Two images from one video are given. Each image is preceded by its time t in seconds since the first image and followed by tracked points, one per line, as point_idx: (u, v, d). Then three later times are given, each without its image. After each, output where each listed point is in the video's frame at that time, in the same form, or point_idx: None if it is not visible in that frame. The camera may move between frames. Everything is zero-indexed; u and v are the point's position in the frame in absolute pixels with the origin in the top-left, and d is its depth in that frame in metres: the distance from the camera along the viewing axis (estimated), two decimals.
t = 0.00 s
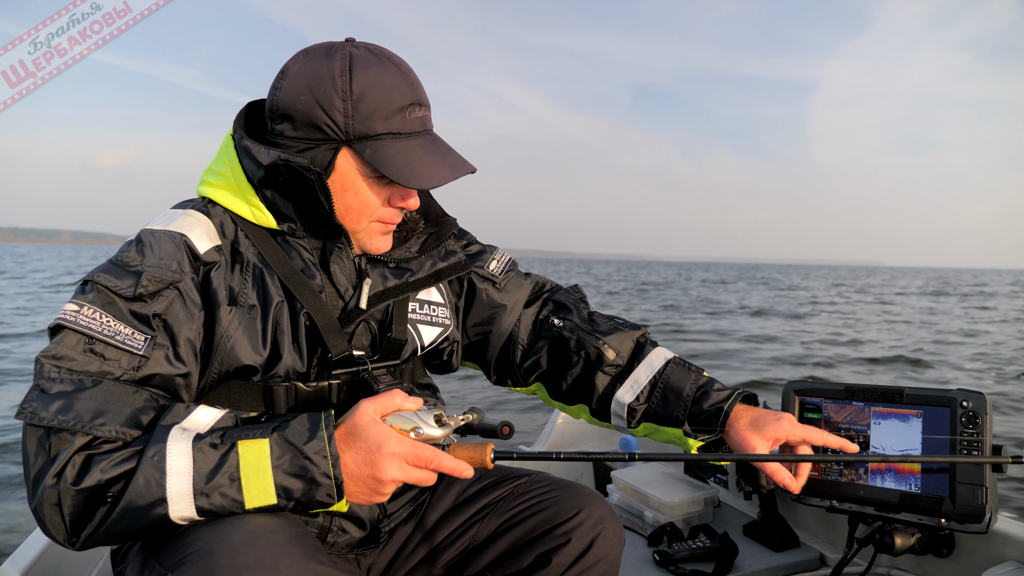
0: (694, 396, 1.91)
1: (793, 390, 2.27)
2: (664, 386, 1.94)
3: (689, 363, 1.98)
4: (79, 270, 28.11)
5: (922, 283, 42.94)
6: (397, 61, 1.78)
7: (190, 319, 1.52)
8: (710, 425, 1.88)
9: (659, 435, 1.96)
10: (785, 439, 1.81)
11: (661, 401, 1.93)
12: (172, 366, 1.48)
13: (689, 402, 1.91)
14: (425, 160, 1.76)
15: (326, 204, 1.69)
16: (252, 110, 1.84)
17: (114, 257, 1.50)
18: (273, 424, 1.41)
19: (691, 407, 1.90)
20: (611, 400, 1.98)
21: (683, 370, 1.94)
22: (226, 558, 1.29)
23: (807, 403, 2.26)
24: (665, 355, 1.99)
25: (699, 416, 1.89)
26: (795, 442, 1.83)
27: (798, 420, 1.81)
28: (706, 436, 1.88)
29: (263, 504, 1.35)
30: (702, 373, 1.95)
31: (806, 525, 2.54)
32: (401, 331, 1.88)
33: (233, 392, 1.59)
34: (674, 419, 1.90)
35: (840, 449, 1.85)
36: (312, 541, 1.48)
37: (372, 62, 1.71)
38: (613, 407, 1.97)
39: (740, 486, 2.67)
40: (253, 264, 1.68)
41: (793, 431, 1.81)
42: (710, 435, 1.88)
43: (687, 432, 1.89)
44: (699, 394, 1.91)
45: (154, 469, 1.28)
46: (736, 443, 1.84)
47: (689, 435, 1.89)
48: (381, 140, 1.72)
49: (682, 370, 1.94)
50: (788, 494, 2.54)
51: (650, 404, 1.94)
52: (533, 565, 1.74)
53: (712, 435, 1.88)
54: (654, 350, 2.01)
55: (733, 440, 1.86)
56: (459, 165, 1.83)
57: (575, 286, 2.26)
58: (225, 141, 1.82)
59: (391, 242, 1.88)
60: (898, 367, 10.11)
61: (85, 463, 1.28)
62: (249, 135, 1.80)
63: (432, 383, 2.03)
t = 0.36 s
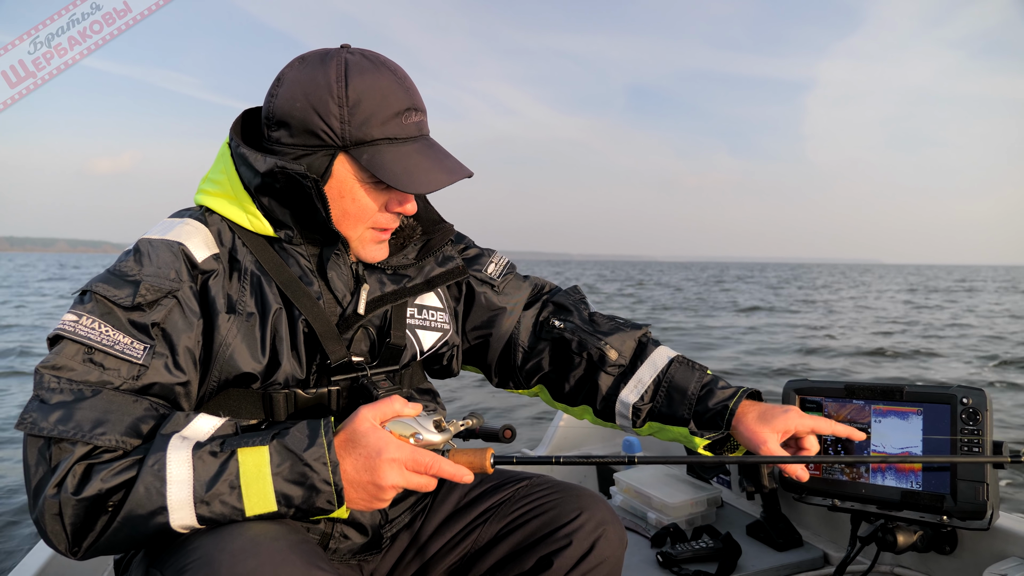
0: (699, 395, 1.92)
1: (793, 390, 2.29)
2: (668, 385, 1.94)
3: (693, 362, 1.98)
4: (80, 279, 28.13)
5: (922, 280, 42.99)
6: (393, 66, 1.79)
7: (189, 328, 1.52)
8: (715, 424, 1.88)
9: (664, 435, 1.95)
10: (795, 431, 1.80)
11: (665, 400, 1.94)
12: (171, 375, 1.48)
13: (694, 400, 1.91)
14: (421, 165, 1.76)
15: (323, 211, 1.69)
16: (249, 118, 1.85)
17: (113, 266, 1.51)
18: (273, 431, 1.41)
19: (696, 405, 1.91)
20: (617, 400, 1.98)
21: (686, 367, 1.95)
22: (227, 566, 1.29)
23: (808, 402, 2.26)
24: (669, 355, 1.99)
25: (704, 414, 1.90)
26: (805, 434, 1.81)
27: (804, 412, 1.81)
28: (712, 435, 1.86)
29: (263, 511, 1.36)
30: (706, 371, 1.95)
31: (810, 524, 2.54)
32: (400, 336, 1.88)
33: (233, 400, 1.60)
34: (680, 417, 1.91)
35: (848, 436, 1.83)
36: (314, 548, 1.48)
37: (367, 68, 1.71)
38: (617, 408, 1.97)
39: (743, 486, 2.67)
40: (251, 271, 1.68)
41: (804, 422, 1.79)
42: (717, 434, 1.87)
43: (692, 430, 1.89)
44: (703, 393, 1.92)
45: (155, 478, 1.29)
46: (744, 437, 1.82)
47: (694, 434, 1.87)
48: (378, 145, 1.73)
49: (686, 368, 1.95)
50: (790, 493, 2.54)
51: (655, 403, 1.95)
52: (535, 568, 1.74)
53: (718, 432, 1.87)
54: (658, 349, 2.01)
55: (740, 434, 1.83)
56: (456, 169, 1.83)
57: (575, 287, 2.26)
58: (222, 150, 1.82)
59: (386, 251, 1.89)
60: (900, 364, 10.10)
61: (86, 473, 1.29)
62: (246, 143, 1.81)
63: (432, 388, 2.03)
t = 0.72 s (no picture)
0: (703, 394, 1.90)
1: (798, 390, 2.28)
2: (671, 384, 1.92)
3: (695, 361, 1.96)
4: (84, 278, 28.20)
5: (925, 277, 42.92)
6: (392, 66, 1.78)
7: (190, 329, 1.52)
8: (719, 424, 1.87)
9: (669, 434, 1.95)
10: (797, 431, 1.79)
11: (669, 399, 1.92)
12: (173, 377, 1.47)
13: (697, 399, 1.89)
14: (422, 164, 1.75)
15: (324, 211, 1.68)
16: (248, 119, 1.84)
17: (114, 268, 1.50)
18: (275, 433, 1.40)
19: (700, 404, 1.89)
20: (618, 400, 1.97)
21: (689, 366, 1.93)
22: (229, 569, 1.28)
23: (812, 402, 2.25)
24: (671, 353, 1.97)
25: (707, 414, 1.88)
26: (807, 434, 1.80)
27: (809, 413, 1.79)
28: (716, 434, 1.87)
29: (265, 514, 1.35)
30: (709, 370, 1.94)
31: (813, 525, 2.53)
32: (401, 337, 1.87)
33: (234, 402, 1.60)
34: (683, 416, 1.89)
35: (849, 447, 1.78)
36: (316, 550, 1.48)
37: (367, 67, 1.71)
38: (620, 408, 1.96)
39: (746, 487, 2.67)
40: (252, 273, 1.68)
41: (806, 423, 1.78)
42: (721, 433, 1.87)
43: (696, 430, 1.89)
44: (707, 391, 1.90)
45: (157, 480, 1.28)
46: (746, 436, 1.82)
47: (699, 434, 1.88)
48: (378, 145, 1.72)
49: (688, 367, 1.93)
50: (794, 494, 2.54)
51: (658, 403, 1.93)
52: (539, 569, 1.74)
53: (722, 432, 1.87)
54: (660, 347, 1.99)
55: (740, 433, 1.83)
56: (456, 168, 1.83)
57: (576, 286, 2.25)
58: (222, 151, 1.82)
59: (389, 248, 1.88)
60: (904, 362, 10.06)
61: (87, 475, 1.28)
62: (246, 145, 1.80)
63: (434, 388, 2.03)
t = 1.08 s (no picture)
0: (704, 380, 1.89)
1: (798, 381, 2.28)
2: (672, 372, 1.92)
3: (696, 348, 1.96)
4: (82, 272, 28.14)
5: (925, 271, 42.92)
6: (389, 54, 1.77)
7: (187, 320, 1.51)
8: (722, 411, 1.86)
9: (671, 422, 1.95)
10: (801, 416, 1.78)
11: (670, 387, 1.92)
12: (170, 367, 1.47)
13: (698, 386, 1.89)
14: (418, 154, 1.74)
15: (320, 200, 1.68)
16: (245, 109, 1.83)
17: (110, 259, 1.49)
18: (273, 424, 1.40)
19: (701, 392, 1.88)
20: (619, 387, 1.96)
21: (690, 354, 1.92)
22: (227, 560, 1.28)
23: (812, 394, 2.25)
24: (671, 340, 1.97)
25: (709, 401, 1.87)
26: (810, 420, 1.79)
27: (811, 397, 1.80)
28: (718, 422, 1.86)
29: (263, 505, 1.34)
30: (710, 356, 1.93)
31: (813, 516, 2.53)
32: (400, 328, 1.86)
33: (232, 393, 1.59)
34: (685, 404, 1.89)
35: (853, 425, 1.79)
36: (315, 541, 1.47)
37: (363, 56, 1.69)
38: (622, 396, 1.95)
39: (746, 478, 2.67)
40: (250, 264, 1.67)
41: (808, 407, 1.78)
42: (723, 420, 1.86)
43: (698, 417, 1.88)
44: (708, 378, 1.89)
45: (154, 472, 1.28)
46: (750, 423, 1.80)
47: (700, 422, 1.88)
48: (375, 134, 1.71)
49: (689, 355, 1.92)
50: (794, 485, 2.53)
51: (660, 391, 1.93)
52: (538, 561, 1.74)
53: (723, 419, 1.86)
54: (661, 335, 1.99)
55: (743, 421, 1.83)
56: (454, 157, 1.81)
57: (576, 274, 2.24)
58: (219, 141, 1.80)
59: (385, 242, 1.87)
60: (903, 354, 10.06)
61: (85, 467, 1.27)
62: (243, 135, 1.79)
63: (434, 379, 2.02)
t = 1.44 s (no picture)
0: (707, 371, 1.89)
1: (799, 372, 2.27)
2: (675, 363, 1.92)
3: (699, 339, 1.96)
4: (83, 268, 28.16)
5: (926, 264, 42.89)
6: (390, 46, 1.76)
7: (187, 314, 1.50)
8: (724, 402, 1.86)
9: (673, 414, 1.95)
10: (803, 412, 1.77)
11: (672, 377, 1.92)
12: (171, 361, 1.46)
13: (701, 378, 1.89)
14: (418, 146, 1.73)
15: (320, 195, 1.67)
16: (244, 101, 1.82)
17: (109, 253, 1.49)
18: (274, 418, 1.39)
19: (704, 383, 1.88)
20: (622, 378, 1.96)
21: (693, 346, 1.92)
22: (228, 553, 1.28)
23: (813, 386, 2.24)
24: (674, 331, 1.96)
25: (711, 392, 1.87)
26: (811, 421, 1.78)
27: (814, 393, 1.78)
28: (721, 413, 1.86)
29: (264, 498, 1.34)
30: (712, 348, 1.93)
31: (814, 508, 2.54)
32: (401, 321, 1.86)
33: (233, 386, 1.59)
34: (688, 396, 1.89)
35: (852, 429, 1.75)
36: (316, 534, 1.47)
37: (363, 48, 1.68)
38: (624, 387, 1.96)
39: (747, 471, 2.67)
40: (250, 257, 1.66)
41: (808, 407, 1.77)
42: (726, 412, 1.86)
43: (699, 409, 1.89)
44: (711, 370, 1.89)
45: (155, 465, 1.27)
46: (749, 415, 1.80)
47: (702, 414, 1.88)
48: (375, 126, 1.70)
49: (693, 346, 1.92)
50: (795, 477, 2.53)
51: (661, 382, 1.93)
52: (539, 554, 1.74)
53: (726, 411, 1.86)
54: (663, 327, 1.98)
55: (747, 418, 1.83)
56: (454, 150, 1.80)
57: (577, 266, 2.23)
58: (218, 134, 1.80)
59: (386, 233, 1.86)
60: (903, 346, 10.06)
61: (85, 460, 1.27)
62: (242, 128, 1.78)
63: (435, 372, 2.02)
